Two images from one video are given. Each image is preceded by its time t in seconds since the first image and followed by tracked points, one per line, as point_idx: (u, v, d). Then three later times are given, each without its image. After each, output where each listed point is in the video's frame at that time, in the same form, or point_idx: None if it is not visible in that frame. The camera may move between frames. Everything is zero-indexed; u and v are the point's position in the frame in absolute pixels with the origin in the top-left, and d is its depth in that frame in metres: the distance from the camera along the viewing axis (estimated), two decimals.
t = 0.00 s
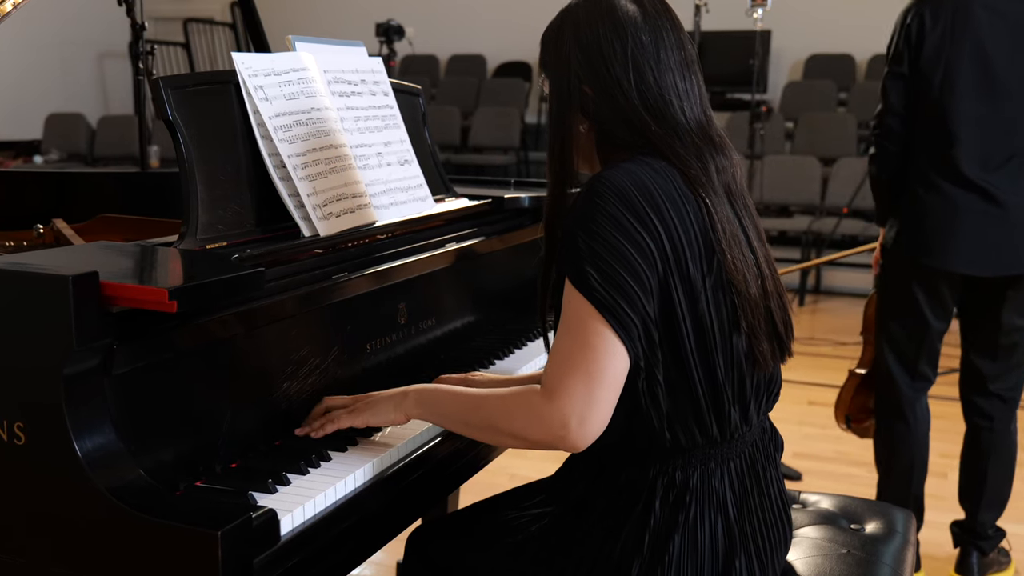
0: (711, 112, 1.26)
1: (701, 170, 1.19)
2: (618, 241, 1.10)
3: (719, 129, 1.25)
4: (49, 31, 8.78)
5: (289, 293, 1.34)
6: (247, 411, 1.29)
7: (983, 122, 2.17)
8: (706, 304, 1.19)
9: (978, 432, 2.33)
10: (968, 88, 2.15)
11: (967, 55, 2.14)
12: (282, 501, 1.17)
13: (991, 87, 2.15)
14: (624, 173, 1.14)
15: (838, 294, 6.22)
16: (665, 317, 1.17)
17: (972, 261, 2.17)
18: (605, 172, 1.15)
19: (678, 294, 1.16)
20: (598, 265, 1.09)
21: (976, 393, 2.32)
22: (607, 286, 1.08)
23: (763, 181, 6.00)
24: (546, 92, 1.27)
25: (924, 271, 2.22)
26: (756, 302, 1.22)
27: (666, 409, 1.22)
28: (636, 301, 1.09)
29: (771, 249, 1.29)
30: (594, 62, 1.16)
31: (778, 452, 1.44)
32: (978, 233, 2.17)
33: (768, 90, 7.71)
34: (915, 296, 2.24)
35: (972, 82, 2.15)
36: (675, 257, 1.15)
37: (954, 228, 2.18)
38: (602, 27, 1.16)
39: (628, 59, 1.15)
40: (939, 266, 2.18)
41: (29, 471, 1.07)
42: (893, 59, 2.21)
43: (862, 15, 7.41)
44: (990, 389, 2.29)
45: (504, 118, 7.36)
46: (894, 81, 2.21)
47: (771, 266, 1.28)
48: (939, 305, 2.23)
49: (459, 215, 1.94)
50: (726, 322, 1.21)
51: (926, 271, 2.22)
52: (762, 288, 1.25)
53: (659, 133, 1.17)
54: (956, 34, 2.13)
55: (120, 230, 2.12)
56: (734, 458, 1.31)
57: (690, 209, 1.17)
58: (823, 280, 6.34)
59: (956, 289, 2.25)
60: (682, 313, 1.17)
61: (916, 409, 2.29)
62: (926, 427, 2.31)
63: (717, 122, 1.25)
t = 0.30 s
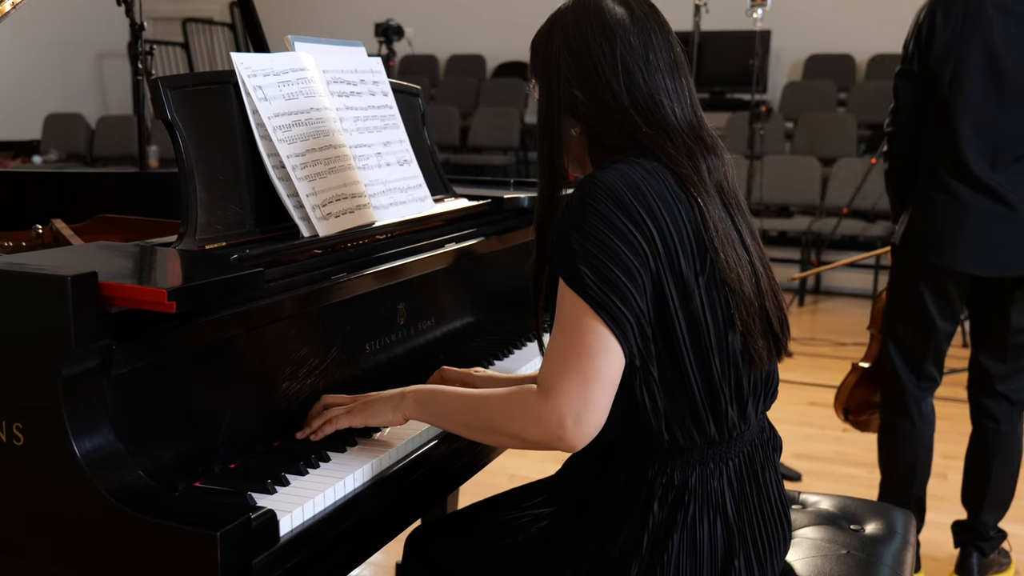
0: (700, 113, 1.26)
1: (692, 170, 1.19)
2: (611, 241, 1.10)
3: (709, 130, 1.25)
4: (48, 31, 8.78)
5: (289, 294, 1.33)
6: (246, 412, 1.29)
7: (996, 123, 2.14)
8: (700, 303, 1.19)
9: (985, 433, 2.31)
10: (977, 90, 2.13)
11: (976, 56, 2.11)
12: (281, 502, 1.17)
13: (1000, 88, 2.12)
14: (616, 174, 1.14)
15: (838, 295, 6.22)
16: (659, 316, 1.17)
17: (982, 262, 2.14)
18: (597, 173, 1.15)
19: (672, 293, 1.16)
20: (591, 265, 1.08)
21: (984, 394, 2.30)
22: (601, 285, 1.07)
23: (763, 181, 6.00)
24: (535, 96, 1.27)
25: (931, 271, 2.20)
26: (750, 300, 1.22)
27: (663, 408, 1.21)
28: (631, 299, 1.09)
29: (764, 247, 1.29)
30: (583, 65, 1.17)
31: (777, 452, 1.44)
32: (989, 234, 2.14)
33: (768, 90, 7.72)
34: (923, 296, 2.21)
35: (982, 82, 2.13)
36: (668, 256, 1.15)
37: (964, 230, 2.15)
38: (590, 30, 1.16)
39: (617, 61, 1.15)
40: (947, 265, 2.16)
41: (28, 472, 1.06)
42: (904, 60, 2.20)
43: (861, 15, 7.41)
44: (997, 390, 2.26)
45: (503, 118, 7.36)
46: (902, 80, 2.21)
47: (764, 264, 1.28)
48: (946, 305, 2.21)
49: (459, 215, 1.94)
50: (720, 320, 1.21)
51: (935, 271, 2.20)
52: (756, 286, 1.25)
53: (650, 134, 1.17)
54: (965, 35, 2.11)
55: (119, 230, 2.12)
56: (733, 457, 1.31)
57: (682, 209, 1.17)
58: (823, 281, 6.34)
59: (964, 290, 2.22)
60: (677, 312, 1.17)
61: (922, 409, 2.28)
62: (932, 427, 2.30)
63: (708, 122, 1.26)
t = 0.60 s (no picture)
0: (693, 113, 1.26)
1: (685, 170, 1.19)
2: (607, 242, 1.10)
3: (701, 130, 1.25)
4: (47, 31, 8.78)
5: (289, 294, 1.33)
6: (246, 412, 1.29)
7: (1006, 125, 2.12)
8: (696, 302, 1.19)
9: (988, 433, 2.30)
10: (986, 92, 2.12)
11: (985, 57, 2.11)
12: (281, 502, 1.17)
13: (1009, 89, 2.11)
14: (610, 175, 1.14)
15: (838, 295, 6.22)
16: (656, 316, 1.17)
17: (988, 263, 2.13)
18: (592, 174, 1.15)
19: (669, 292, 1.16)
20: (588, 265, 1.08)
21: (989, 394, 2.29)
22: (599, 285, 1.07)
23: (763, 181, 6.00)
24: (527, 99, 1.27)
25: (937, 271, 2.19)
26: (745, 299, 1.22)
27: (661, 408, 1.21)
28: (629, 299, 1.09)
29: (758, 246, 1.29)
30: (574, 67, 1.16)
31: (775, 452, 1.43)
32: (996, 235, 2.12)
33: (767, 90, 7.72)
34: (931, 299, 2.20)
35: (990, 83, 2.12)
36: (663, 256, 1.15)
37: (971, 231, 2.14)
38: (582, 32, 1.16)
39: (609, 62, 1.15)
40: (954, 267, 2.15)
41: (28, 472, 1.06)
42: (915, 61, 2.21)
43: (861, 15, 7.41)
44: (1003, 390, 2.26)
45: (502, 118, 7.35)
46: (914, 80, 2.22)
47: (759, 263, 1.28)
48: (953, 308, 2.20)
49: (459, 215, 1.94)
50: (716, 319, 1.21)
51: (942, 272, 2.18)
52: (751, 285, 1.25)
53: (643, 134, 1.17)
54: (974, 36, 2.11)
55: (118, 231, 2.11)
56: (731, 456, 1.30)
57: (677, 208, 1.17)
58: (822, 281, 6.34)
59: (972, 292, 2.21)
60: (673, 311, 1.17)
61: (924, 409, 2.27)
62: (935, 427, 2.29)
63: (700, 122, 1.26)
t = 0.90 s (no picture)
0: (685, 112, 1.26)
1: (681, 170, 1.19)
2: (607, 241, 1.09)
3: (694, 129, 1.25)
4: (46, 31, 8.77)
5: (288, 294, 1.32)
6: (245, 413, 1.29)
7: (1013, 127, 2.11)
8: (696, 300, 1.19)
9: (992, 434, 2.30)
10: (991, 94, 2.12)
11: (989, 60, 2.10)
12: (281, 502, 1.17)
13: (1015, 91, 2.10)
14: (607, 175, 1.14)
15: (837, 295, 6.22)
16: (656, 315, 1.17)
17: (994, 264, 2.12)
18: (589, 175, 1.14)
19: (668, 291, 1.16)
20: (591, 265, 1.08)
21: (994, 394, 2.29)
22: (601, 285, 1.07)
23: (763, 181, 6.00)
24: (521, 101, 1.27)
25: (947, 275, 2.18)
26: (743, 296, 1.22)
27: (660, 407, 1.21)
28: (632, 298, 1.09)
29: (754, 244, 1.29)
30: (570, 68, 1.16)
31: (775, 451, 1.43)
32: (1002, 237, 2.12)
33: (767, 90, 7.72)
34: (937, 302, 2.21)
35: (995, 85, 2.11)
36: (663, 255, 1.15)
37: (977, 233, 2.13)
38: (575, 34, 1.16)
39: (604, 63, 1.15)
40: (961, 268, 2.14)
41: (27, 473, 1.06)
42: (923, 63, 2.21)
43: (862, 15, 7.41)
44: (1009, 390, 2.26)
45: (502, 118, 7.35)
46: (923, 84, 2.23)
47: (756, 260, 1.28)
48: (960, 309, 2.20)
49: (458, 216, 1.94)
50: (716, 317, 1.21)
51: (949, 274, 2.18)
52: (749, 282, 1.25)
53: (639, 134, 1.17)
54: (979, 39, 2.10)
55: (117, 231, 2.11)
56: (732, 455, 1.30)
57: (674, 207, 1.17)
58: (822, 281, 6.33)
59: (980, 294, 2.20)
60: (674, 310, 1.17)
61: (929, 409, 2.27)
62: (937, 428, 2.29)
63: (693, 122, 1.26)
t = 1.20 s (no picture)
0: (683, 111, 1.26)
1: (679, 169, 1.19)
2: (607, 240, 1.09)
3: (692, 129, 1.25)
4: (45, 31, 8.77)
5: (287, 294, 1.32)
6: (243, 413, 1.28)
7: (1018, 130, 2.10)
8: (696, 299, 1.18)
9: (996, 435, 2.29)
10: (994, 97, 2.12)
11: (992, 63, 2.11)
12: (280, 503, 1.16)
13: (1017, 93, 2.10)
14: (606, 175, 1.13)
15: (837, 296, 6.22)
16: (656, 315, 1.17)
17: (997, 266, 2.12)
18: (589, 175, 1.14)
19: (668, 291, 1.16)
20: (591, 265, 1.08)
21: (999, 394, 2.28)
22: (601, 285, 1.07)
23: (763, 181, 6.00)
24: (519, 102, 1.27)
25: (953, 278, 2.19)
26: (743, 295, 1.22)
27: (659, 407, 1.21)
28: (634, 297, 1.08)
29: (752, 243, 1.29)
30: (569, 67, 1.16)
31: (774, 451, 1.43)
32: (1005, 239, 2.11)
33: (767, 90, 7.72)
34: (942, 303, 2.21)
35: (997, 88, 2.11)
36: (664, 255, 1.14)
37: (981, 236, 2.13)
38: (574, 34, 1.16)
39: (603, 62, 1.15)
40: (967, 271, 2.14)
41: (26, 473, 1.06)
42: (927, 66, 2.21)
43: (862, 15, 7.41)
44: (1014, 391, 2.25)
45: (501, 118, 7.35)
46: (928, 89, 2.23)
47: (754, 259, 1.28)
48: (965, 309, 2.20)
49: (458, 216, 1.93)
50: (715, 316, 1.21)
51: (954, 276, 2.18)
52: (749, 281, 1.25)
53: (638, 134, 1.17)
54: (982, 42, 2.11)
55: (115, 231, 2.10)
56: (731, 455, 1.30)
57: (675, 207, 1.17)
58: (822, 282, 6.33)
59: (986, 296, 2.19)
60: (673, 309, 1.17)
61: (934, 409, 2.27)
62: (941, 428, 2.29)
63: (691, 121, 1.26)
